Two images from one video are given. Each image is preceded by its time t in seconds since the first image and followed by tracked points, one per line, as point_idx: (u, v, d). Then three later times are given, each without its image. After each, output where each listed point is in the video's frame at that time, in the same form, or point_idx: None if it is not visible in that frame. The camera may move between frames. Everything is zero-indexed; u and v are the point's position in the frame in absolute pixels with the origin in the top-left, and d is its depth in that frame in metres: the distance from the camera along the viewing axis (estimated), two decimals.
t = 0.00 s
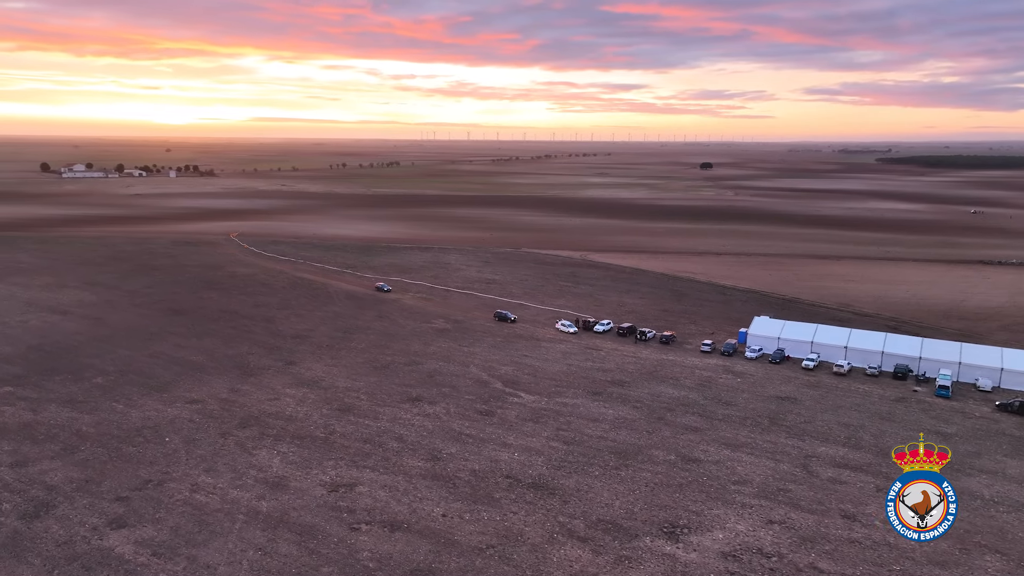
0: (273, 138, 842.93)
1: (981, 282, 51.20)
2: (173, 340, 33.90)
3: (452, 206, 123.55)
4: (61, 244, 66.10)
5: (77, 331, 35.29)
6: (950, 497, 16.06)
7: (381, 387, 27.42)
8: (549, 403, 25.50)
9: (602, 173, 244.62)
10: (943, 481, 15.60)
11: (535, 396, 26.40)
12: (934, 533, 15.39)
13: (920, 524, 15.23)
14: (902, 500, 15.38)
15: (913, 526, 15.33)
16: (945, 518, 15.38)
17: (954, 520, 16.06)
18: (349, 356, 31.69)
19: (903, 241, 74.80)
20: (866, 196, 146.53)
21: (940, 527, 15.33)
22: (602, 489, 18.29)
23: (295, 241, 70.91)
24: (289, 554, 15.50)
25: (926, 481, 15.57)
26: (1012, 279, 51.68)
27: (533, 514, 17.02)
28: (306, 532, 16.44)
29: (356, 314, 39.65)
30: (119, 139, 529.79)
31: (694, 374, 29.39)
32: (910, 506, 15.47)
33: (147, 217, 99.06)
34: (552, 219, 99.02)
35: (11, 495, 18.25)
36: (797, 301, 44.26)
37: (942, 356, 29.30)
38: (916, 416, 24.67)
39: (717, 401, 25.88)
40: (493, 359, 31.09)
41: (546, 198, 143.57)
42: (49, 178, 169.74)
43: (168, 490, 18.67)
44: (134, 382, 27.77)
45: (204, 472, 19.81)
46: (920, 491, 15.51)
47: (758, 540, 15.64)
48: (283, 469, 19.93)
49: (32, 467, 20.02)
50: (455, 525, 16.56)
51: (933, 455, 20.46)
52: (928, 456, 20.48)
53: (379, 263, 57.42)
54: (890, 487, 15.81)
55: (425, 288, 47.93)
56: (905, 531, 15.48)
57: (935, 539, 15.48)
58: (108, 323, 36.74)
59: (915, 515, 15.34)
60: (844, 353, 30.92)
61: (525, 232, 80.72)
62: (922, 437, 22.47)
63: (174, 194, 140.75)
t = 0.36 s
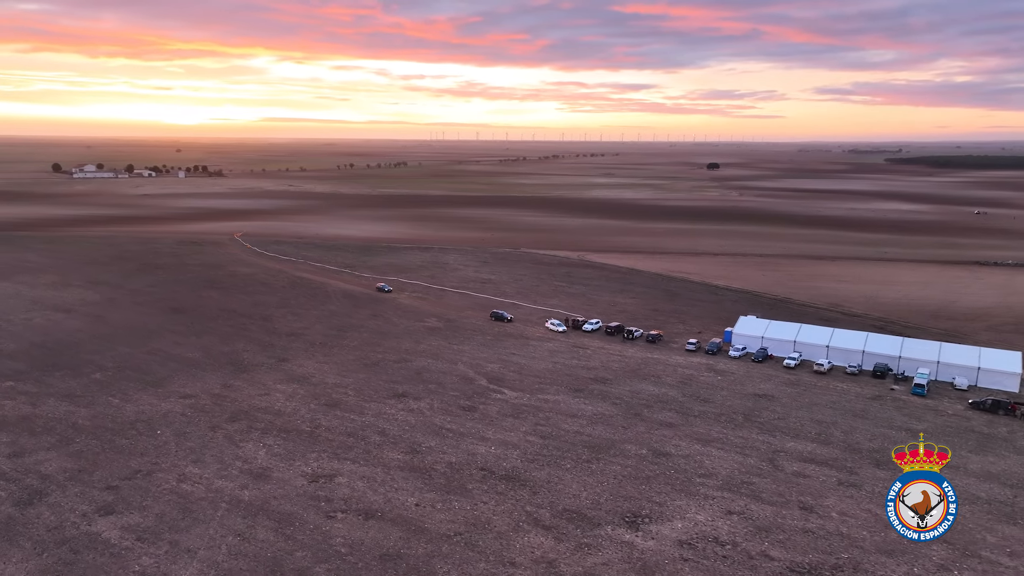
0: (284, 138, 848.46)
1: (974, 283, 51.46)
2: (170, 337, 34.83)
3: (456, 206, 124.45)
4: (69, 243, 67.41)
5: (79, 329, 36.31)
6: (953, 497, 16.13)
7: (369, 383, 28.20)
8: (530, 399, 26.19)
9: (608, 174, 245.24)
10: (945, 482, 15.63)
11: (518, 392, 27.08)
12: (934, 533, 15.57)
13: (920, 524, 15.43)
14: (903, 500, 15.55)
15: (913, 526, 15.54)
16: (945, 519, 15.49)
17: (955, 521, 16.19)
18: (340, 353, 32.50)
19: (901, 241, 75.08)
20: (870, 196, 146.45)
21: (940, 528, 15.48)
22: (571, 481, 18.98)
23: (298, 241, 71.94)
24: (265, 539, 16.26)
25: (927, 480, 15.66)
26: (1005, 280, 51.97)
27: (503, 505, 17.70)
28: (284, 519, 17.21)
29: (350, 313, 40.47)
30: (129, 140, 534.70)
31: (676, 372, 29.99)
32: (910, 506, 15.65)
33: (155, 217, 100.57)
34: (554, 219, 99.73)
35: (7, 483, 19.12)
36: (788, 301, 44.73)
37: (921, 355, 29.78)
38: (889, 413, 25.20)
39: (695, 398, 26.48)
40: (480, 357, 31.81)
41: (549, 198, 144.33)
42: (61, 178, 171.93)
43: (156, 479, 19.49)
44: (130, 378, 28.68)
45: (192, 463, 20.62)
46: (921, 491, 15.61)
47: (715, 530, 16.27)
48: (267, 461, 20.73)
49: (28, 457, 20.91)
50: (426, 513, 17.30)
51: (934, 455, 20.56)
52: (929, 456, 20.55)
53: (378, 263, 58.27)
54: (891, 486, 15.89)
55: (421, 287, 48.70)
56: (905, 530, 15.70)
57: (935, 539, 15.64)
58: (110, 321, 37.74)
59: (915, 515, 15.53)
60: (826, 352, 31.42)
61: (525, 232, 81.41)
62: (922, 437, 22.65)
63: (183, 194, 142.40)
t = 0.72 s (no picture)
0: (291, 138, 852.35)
1: (964, 283, 51.89)
2: (166, 335, 35.71)
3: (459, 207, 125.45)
4: (73, 243, 68.55)
5: (78, 326, 37.25)
6: (954, 498, 16.29)
7: (356, 379, 28.97)
8: (511, 396, 26.89)
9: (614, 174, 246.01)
10: (946, 482, 15.69)
11: (501, 389, 27.79)
12: (934, 533, 15.68)
13: (920, 524, 15.53)
14: (902, 500, 15.68)
15: (913, 526, 15.66)
16: (945, 519, 15.60)
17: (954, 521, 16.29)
18: (330, 351, 33.30)
19: (897, 242, 75.43)
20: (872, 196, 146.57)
21: (940, 528, 15.61)
22: (542, 473, 19.69)
23: (298, 241, 72.91)
24: (244, 525, 17.01)
25: (927, 480, 15.77)
26: (995, 280, 52.37)
27: (473, 495, 18.45)
28: (263, 507, 17.98)
29: (343, 312, 41.27)
30: (144, 140, 539.08)
31: (657, 369, 30.64)
32: (910, 506, 15.77)
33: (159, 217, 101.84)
34: (553, 219, 100.48)
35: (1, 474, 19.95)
36: (776, 301, 45.28)
37: (898, 353, 30.30)
38: (861, 410, 25.78)
39: (672, 395, 27.13)
40: (467, 355, 32.55)
41: (551, 198, 145.15)
42: (70, 178, 173.89)
43: (144, 470, 20.29)
44: (125, 374, 29.55)
45: (179, 455, 21.41)
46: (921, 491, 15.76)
47: (674, 519, 16.94)
48: (251, 453, 21.52)
49: (23, 449, 21.75)
50: (399, 503, 18.05)
51: (934, 455, 20.82)
52: (929, 457, 20.90)
53: (375, 263, 59.12)
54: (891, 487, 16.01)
55: (416, 287, 49.47)
56: (905, 530, 15.80)
57: (936, 539, 15.77)
58: (108, 319, 38.67)
59: (915, 515, 15.64)
60: (806, 351, 31.97)
61: (524, 232, 82.10)
62: (922, 437, 22.94)
63: (188, 195, 143.84)
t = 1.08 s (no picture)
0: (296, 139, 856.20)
1: (952, 283, 52.36)
2: (161, 333, 36.58)
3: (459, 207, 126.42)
4: (75, 243, 69.68)
5: (76, 324, 38.16)
6: (953, 498, 16.45)
7: (342, 376, 29.76)
8: (492, 392, 27.63)
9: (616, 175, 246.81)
10: (945, 483, 15.95)
11: (482, 385, 28.52)
12: (934, 533, 15.83)
13: (920, 524, 15.68)
14: (903, 500, 15.81)
15: (913, 526, 15.80)
16: (945, 519, 15.75)
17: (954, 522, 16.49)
18: (319, 348, 34.10)
19: (890, 243, 75.93)
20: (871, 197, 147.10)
21: (939, 528, 15.74)
22: (512, 465, 20.43)
23: (296, 241, 73.88)
24: (222, 513, 17.78)
25: (927, 481, 15.98)
26: (982, 280, 52.89)
27: (445, 486, 19.20)
28: (242, 496, 18.76)
29: (335, 311, 42.08)
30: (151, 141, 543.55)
31: (637, 367, 31.33)
32: (910, 506, 15.90)
33: (162, 217, 103.06)
34: (551, 220, 101.29)
35: None
36: (762, 301, 45.85)
37: (874, 352, 30.89)
38: (833, 406, 26.40)
39: (648, 392, 27.82)
40: (452, 353, 33.29)
41: (552, 198, 146.02)
42: (76, 178, 175.97)
43: (131, 462, 21.09)
44: (118, 370, 30.41)
45: (165, 448, 22.21)
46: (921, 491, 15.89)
47: (634, 508, 17.65)
48: (235, 446, 22.30)
49: (16, 441, 22.59)
50: (372, 493, 18.82)
51: (934, 455, 21.15)
52: (929, 456, 21.19)
53: (370, 263, 59.99)
54: (892, 486, 16.17)
55: (408, 287, 50.25)
56: (905, 531, 15.92)
57: (935, 538, 15.89)
58: (105, 317, 39.58)
59: (915, 515, 15.78)
60: (784, 350, 32.57)
61: (521, 233, 82.84)
62: (922, 437, 23.26)
63: (192, 195, 145.33)
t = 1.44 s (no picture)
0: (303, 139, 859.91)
1: (942, 283, 52.78)
2: (158, 330, 37.51)
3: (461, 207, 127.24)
4: (79, 243, 70.92)
5: (75, 322, 39.13)
6: (952, 499, 16.73)
7: (331, 373, 30.56)
8: (475, 388, 28.36)
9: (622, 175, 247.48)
10: (946, 483, 16.17)
11: (466, 382, 29.26)
12: (934, 533, 16.02)
13: (920, 524, 15.89)
14: (902, 500, 16.07)
15: (913, 526, 16.01)
16: (945, 520, 15.97)
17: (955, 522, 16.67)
18: (311, 346, 34.92)
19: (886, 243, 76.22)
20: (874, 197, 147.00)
21: (940, 528, 15.95)
22: (487, 458, 21.16)
23: (297, 241, 74.87)
24: (204, 502, 18.56)
25: (928, 482, 16.19)
26: (973, 281, 53.24)
27: (420, 477, 19.94)
28: (225, 486, 19.55)
29: (329, 310, 42.92)
30: (159, 141, 547.42)
31: (619, 365, 32.01)
32: (910, 506, 16.13)
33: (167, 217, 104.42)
34: (550, 220, 102.06)
35: None
36: (751, 300, 46.43)
37: (853, 350, 31.47)
38: (806, 403, 27.02)
39: (628, 389, 28.50)
40: (440, 351, 34.05)
41: (553, 199, 146.78)
42: (84, 178, 177.93)
43: (121, 453, 21.93)
44: (114, 367, 31.33)
45: (155, 440, 23.04)
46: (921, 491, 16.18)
47: (599, 499, 18.34)
48: (222, 439, 23.11)
49: (13, 434, 23.48)
50: (349, 483, 19.58)
51: (933, 456, 21.48)
52: (929, 456, 21.47)
53: (367, 262, 60.89)
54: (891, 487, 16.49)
55: (403, 286, 51.00)
56: (905, 530, 16.15)
57: (935, 539, 16.07)
58: (105, 315, 40.55)
59: (915, 515, 16.00)
60: (765, 348, 33.17)
61: (519, 233, 83.55)
62: (923, 437, 23.51)
63: (197, 195, 146.84)
